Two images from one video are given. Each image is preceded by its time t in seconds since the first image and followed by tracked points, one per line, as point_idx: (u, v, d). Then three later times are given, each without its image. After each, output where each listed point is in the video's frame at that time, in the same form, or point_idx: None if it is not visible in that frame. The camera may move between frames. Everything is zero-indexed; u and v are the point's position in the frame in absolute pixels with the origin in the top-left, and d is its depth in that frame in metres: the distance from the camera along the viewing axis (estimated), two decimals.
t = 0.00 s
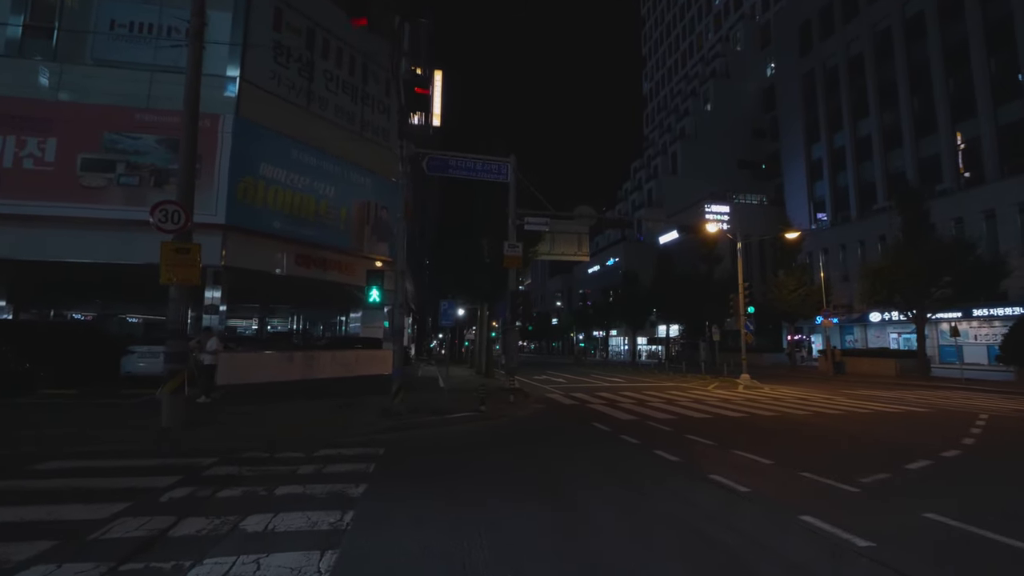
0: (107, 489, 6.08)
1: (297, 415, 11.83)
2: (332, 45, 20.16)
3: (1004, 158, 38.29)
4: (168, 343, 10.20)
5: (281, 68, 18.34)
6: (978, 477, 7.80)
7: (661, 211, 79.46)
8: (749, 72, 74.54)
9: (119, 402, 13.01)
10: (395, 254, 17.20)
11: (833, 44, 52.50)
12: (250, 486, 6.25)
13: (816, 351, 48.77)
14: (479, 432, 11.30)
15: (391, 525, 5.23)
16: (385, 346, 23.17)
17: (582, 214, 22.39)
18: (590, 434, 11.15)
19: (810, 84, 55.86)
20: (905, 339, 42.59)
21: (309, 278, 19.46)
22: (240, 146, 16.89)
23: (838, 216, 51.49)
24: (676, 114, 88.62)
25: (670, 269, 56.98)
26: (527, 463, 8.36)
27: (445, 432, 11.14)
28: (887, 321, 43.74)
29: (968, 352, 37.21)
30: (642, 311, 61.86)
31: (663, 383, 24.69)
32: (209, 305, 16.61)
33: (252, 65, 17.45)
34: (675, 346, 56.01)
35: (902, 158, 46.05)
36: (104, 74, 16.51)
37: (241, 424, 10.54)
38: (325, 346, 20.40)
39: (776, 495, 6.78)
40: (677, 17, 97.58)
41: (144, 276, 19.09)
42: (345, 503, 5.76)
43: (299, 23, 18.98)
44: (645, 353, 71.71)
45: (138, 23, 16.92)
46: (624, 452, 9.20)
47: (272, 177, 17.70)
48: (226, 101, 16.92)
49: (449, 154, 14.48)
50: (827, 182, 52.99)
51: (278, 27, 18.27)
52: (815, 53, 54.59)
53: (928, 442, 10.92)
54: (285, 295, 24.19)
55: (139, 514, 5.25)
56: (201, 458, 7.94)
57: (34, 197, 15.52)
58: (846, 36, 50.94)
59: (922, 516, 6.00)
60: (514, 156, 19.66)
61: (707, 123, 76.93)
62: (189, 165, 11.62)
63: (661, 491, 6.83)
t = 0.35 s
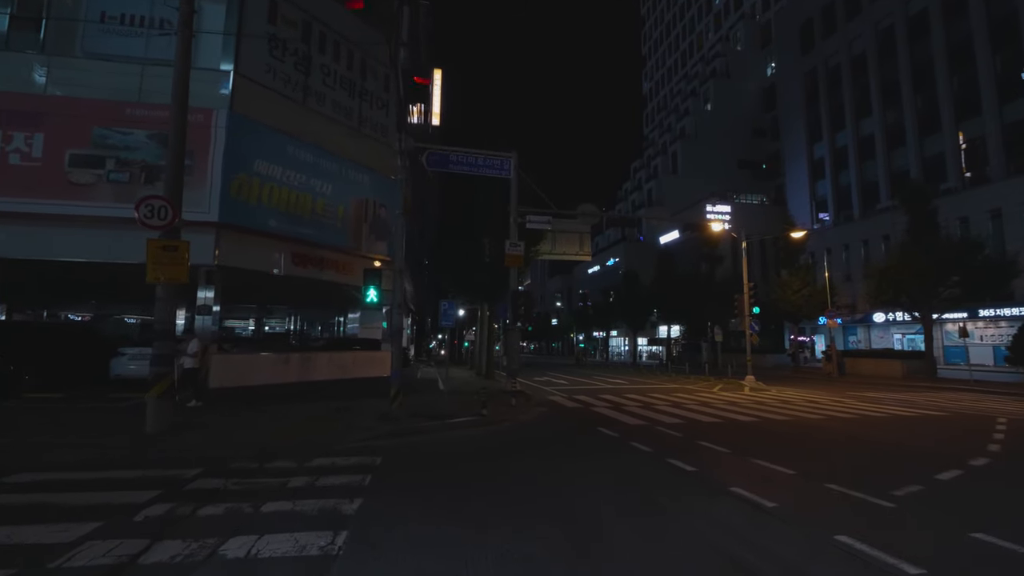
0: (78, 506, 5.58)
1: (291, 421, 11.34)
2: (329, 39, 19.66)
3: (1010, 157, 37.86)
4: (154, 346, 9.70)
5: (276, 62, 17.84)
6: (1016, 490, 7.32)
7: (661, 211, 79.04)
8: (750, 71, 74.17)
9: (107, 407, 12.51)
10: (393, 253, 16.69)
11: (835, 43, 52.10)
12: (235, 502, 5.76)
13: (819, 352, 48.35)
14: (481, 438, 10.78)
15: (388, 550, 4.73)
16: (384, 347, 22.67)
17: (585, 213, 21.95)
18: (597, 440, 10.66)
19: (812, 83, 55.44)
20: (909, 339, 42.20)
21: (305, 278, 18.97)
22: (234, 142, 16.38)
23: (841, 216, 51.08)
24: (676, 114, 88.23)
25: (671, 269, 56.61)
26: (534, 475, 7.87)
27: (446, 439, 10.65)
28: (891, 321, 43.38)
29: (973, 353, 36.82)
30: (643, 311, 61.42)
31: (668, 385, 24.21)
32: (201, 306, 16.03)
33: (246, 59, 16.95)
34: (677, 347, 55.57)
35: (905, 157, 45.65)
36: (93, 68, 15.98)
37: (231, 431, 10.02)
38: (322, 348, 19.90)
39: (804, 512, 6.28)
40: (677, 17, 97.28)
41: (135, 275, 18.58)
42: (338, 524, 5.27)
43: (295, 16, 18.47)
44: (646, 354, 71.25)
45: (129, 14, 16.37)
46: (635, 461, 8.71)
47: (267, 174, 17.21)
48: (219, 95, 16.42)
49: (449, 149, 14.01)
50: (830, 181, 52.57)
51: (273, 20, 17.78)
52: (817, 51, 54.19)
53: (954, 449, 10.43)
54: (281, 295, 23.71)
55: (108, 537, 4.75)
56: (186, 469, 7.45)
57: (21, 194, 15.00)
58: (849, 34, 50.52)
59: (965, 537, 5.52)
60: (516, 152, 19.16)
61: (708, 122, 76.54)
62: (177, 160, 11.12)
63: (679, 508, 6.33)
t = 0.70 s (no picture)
0: (39, 518, 5.09)
1: (281, 423, 10.83)
2: (324, 30, 19.15)
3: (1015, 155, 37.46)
4: (135, 345, 9.22)
5: (270, 52, 17.30)
6: None
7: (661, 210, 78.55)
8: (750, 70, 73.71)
9: (91, 407, 12.02)
10: (389, 249, 16.19)
11: (837, 40, 51.65)
12: (213, 513, 5.27)
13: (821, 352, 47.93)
14: (481, 442, 10.27)
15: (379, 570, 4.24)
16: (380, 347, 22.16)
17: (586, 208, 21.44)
18: (603, 444, 10.16)
19: (813, 80, 54.99)
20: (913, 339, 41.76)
21: (299, 275, 18.45)
22: (225, 134, 15.86)
23: (842, 214, 50.65)
24: (676, 113, 87.79)
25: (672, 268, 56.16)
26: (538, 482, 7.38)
27: (445, 442, 10.15)
28: (894, 321, 42.99)
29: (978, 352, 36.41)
30: (643, 311, 60.93)
31: (671, 385, 23.73)
32: (190, 303, 15.36)
33: (238, 49, 16.41)
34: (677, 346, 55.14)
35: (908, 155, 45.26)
36: (78, 55, 15.39)
37: (217, 433, 9.50)
38: (317, 347, 19.40)
39: (834, 524, 5.77)
40: (676, 16, 96.84)
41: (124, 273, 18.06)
42: (324, 540, 4.78)
43: (289, 5, 17.95)
44: (646, 353, 70.76)
45: (117, 2, 15.82)
46: (644, 467, 8.22)
47: (259, 167, 16.68)
48: (210, 85, 15.86)
49: (448, 139, 13.50)
50: (831, 180, 52.14)
51: (267, 9, 17.25)
52: (819, 49, 53.78)
53: (977, 453, 9.93)
54: (276, 293, 23.22)
55: (66, 557, 4.25)
56: (164, 475, 6.95)
57: (3, 186, 14.45)
58: (851, 31, 50.10)
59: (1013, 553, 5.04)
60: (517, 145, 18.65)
61: (708, 120, 76.06)
62: (162, 149, 10.60)
63: (696, 520, 5.85)
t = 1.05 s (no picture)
0: None
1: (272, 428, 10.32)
2: (321, 23, 18.64)
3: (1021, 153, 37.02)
4: (116, 347, 8.72)
5: (264, 44, 16.77)
6: None
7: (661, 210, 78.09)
8: (751, 69, 73.33)
9: (75, 411, 11.53)
10: (387, 247, 15.68)
11: (839, 38, 51.25)
12: (186, 535, 4.76)
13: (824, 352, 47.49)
14: (481, 448, 9.78)
15: None
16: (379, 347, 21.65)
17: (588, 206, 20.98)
18: (612, 450, 9.63)
19: (815, 79, 54.57)
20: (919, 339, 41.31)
21: (295, 274, 17.94)
22: (217, 128, 15.34)
23: (845, 214, 50.18)
24: (676, 112, 87.36)
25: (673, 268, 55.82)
26: (544, 495, 6.86)
27: (444, 448, 9.67)
28: (898, 321, 42.57)
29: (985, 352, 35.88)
30: (644, 311, 60.49)
31: (675, 387, 23.23)
32: (181, 303, 14.92)
33: (231, 40, 15.89)
34: (679, 347, 54.71)
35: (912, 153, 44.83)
36: (64, 46, 14.85)
37: (204, 440, 8.99)
38: (314, 348, 18.86)
39: (871, 544, 5.28)
40: (676, 16, 96.48)
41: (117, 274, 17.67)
42: (306, 568, 4.26)
43: None
44: (646, 354, 70.29)
45: None
46: (658, 477, 7.71)
47: (253, 163, 16.16)
48: (202, 78, 15.34)
49: (448, 130, 13.01)
50: (834, 179, 51.70)
51: None
52: (821, 47, 53.34)
53: (1004, 461, 9.43)
54: (271, 292, 22.71)
55: None
56: (141, 487, 6.43)
57: None
58: (854, 29, 49.69)
59: None
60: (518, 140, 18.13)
61: (709, 120, 75.67)
62: (145, 141, 10.08)
63: (719, 541, 5.34)
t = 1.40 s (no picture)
0: None
1: (262, 433, 9.82)
2: (317, 14, 18.13)
3: None
4: (95, 346, 8.34)
5: (258, 34, 16.26)
6: None
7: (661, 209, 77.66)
8: (752, 67, 72.90)
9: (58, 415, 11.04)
10: (384, 243, 15.17)
11: (842, 36, 50.80)
12: (155, 558, 4.26)
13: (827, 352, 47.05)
14: (482, 455, 9.27)
15: None
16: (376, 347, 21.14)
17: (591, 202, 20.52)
18: (621, 457, 9.12)
19: (817, 77, 54.11)
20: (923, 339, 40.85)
21: (290, 271, 17.42)
22: (209, 120, 14.83)
23: (848, 212, 49.74)
24: (676, 112, 86.92)
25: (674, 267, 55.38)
26: (551, 508, 6.37)
27: (444, 454, 9.17)
28: (902, 321, 42.15)
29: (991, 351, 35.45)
30: (645, 311, 60.06)
31: (679, 387, 22.77)
32: (171, 301, 14.34)
33: (223, 29, 15.37)
34: (680, 346, 54.25)
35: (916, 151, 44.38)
36: (50, 35, 14.32)
37: (190, 447, 8.50)
38: (311, 348, 18.33)
39: (913, 565, 4.80)
40: (676, 15, 96.05)
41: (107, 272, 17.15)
42: None
43: None
44: (647, 354, 69.82)
45: None
46: (672, 488, 7.21)
47: (246, 156, 15.66)
48: (193, 69, 14.82)
49: (448, 120, 12.49)
50: (836, 178, 51.25)
51: None
52: (823, 44, 52.85)
53: None
54: (267, 291, 22.18)
55: None
56: (114, 499, 5.94)
57: None
58: (856, 27, 49.24)
59: None
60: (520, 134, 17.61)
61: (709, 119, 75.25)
62: (129, 129, 9.57)
63: (746, 561, 4.84)
